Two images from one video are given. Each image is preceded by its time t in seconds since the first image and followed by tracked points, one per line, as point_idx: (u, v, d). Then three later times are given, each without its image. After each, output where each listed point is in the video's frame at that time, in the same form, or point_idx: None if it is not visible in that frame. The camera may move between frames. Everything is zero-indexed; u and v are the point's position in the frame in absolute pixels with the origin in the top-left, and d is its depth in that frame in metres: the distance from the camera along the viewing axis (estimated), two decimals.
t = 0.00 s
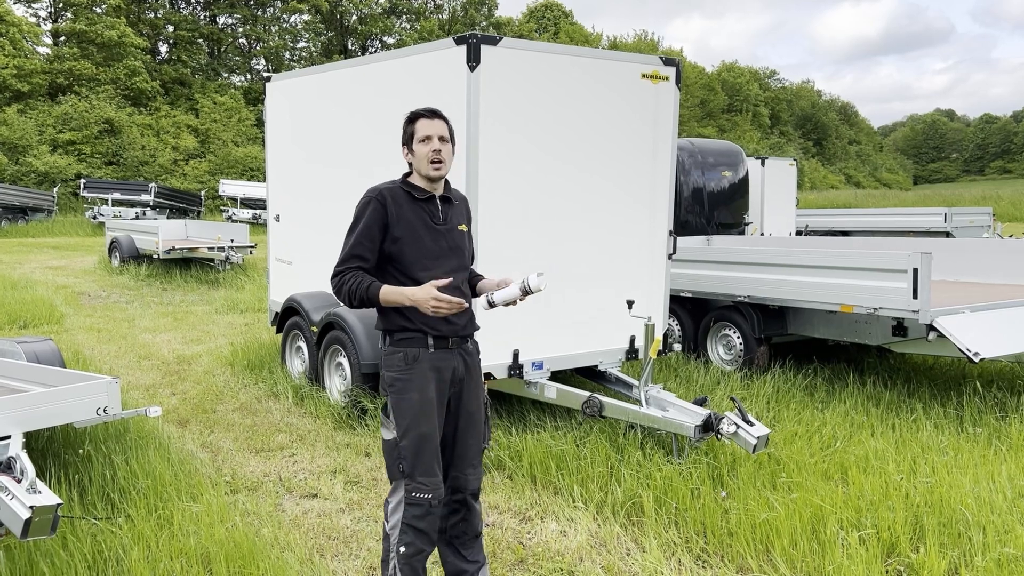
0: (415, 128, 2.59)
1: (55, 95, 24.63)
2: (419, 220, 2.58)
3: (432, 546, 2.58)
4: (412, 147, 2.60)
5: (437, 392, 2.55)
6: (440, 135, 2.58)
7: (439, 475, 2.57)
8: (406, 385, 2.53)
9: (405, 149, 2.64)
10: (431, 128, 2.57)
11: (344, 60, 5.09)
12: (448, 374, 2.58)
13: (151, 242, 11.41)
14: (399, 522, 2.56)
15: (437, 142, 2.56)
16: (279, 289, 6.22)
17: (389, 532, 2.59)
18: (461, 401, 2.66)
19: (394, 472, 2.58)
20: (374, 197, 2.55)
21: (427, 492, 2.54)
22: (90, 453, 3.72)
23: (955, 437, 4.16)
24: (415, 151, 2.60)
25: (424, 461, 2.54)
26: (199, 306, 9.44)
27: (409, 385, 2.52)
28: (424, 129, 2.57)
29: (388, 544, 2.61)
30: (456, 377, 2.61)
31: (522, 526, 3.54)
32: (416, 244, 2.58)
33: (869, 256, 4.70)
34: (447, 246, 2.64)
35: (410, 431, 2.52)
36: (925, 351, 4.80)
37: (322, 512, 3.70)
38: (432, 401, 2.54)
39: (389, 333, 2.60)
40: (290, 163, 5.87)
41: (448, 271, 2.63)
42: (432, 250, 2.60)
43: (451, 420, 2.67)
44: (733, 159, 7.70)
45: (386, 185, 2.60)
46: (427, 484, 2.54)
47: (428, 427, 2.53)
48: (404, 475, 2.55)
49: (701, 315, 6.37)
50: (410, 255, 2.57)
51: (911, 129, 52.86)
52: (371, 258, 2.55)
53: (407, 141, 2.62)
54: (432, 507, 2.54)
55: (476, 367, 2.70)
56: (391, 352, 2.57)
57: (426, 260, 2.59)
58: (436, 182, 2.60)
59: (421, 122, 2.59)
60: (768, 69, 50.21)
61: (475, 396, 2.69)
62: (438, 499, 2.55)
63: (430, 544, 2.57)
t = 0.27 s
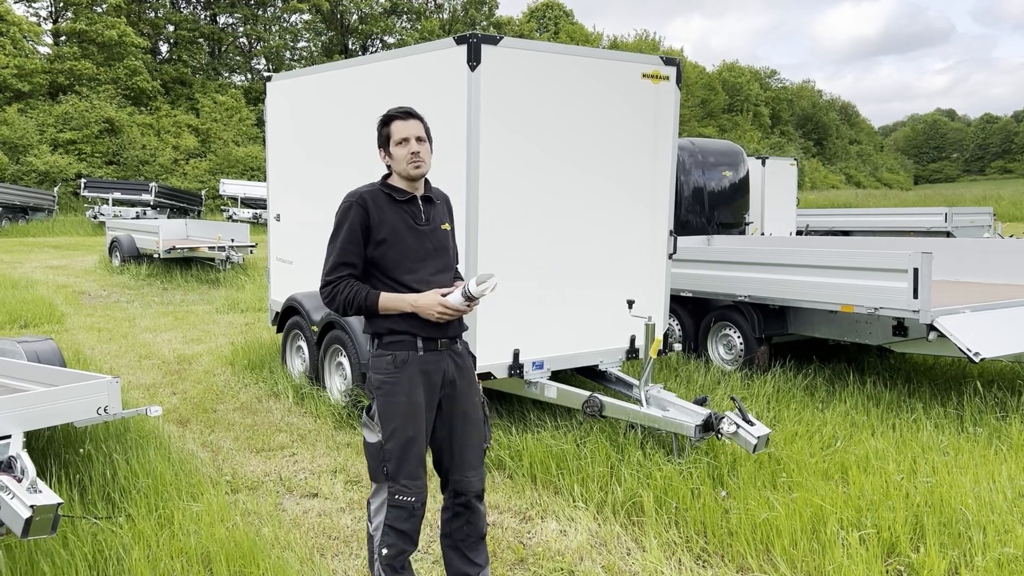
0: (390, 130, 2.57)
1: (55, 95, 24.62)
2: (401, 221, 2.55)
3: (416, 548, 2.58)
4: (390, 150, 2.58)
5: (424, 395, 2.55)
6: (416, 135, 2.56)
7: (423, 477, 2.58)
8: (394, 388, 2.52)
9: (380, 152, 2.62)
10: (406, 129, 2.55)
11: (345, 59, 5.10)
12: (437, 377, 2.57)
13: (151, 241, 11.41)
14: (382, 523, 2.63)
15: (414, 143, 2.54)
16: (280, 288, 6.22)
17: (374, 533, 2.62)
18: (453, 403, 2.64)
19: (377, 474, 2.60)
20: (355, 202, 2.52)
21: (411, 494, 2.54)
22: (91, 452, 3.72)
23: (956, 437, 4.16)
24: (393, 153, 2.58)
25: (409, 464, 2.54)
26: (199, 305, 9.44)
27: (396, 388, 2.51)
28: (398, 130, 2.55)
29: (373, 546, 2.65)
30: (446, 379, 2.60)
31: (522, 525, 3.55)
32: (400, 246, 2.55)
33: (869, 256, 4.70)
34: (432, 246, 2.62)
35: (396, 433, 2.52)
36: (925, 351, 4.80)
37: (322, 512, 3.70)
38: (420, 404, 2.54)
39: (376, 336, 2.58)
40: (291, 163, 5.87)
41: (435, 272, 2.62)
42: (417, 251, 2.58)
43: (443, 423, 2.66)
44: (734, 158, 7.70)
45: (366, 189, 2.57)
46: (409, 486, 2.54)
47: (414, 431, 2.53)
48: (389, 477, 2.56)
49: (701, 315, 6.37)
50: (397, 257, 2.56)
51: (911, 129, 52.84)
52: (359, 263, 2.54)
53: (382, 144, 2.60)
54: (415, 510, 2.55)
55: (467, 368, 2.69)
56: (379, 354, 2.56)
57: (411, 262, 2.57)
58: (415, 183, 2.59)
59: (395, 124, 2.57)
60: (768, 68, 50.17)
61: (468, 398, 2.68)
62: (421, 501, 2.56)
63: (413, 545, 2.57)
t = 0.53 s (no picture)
0: (390, 130, 2.56)
1: (56, 94, 24.64)
2: (389, 225, 2.56)
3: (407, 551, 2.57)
4: (388, 150, 2.56)
5: (416, 398, 2.55)
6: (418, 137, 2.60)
7: (413, 479, 2.57)
8: (385, 393, 2.52)
9: (372, 152, 2.57)
10: (407, 130, 2.58)
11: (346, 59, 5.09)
12: (427, 380, 2.59)
13: (152, 241, 11.41)
14: (373, 528, 2.55)
15: (416, 145, 2.59)
16: (280, 288, 6.22)
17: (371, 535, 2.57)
18: (444, 404, 2.66)
19: (367, 479, 2.56)
20: (343, 207, 2.49)
21: (402, 498, 2.54)
22: (92, 452, 3.72)
23: (956, 437, 4.16)
24: (392, 154, 2.57)
25: (400, 468, 2.54)
26: (200, 305, 9.44)
27: (388, 392, 2.52)
28: (402, 131, 2.57)
29: (363, 551, 2.59)
30: (436, 381, 2.62)
31: (522, 525, 3.55)
32: (389, 250, 2.56)
33: (870, 256, 4.70)
34: (417, 248, 2.64)
35: (387, 438, 2.52)
36: (926, 351, 4.80)
37: (323, 511, 3.71)
38: (412, 408, 2.55)
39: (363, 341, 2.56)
40: (292, 162, 5.87)
41: (421, 273, 2.64)
42: (404, 254, 2.60)
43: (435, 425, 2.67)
44: (734, 158, 7.70)
45: (351, 194, 2.54)
46: (400, 491, 2.54)
47: (407, 435, 2.53)
48: (378, 482, 2.55)
49: (702, 315, 6.37)
50: (385, 262, 2.56)
51: (912, 129, 52.83)
52: (349, 269, 2.51)
53: (378, 144, 2.56)
54: (405, 513, 2.55)
55: (455, 369, 2.71)
56: (369, 359, 2.56)
57: (399, 265, 2.58)
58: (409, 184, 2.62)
59: (396, 124, 2.57)
60: (769, 68, 50.18)
61: (458, 399, 2.70)
62: (413, 505, 2.56)
63: (405, 548, 2.56)
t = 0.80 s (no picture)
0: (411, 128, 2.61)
1: (57, 94, 24.65)
2: (387, 224, 2.57)
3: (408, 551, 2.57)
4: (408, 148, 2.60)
5: (414, 399, 2.57)
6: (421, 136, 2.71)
7: (412, 479, 2.58)
8: (386, 395, 2.52)
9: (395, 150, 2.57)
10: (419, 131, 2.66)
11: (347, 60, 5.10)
12: (423, 380, 2.61)
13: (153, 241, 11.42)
14: (373, 531, 2.56)
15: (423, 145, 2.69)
16: (281, 288, 6.22)
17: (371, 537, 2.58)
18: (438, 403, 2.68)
19: (367, 482, 2.56)
20: (346, 206, 2.48)
21: (402, 499, 2.55)
22: (93, 452, 3.73)
23: (956, 438, 4.16)
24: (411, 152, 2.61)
25: (401, 469, 2.54)
26: (201, 305, 9.45)
27: (389, 395, 2.52)
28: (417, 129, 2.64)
29: (364, 554, 2.59)
30: (432, 381, 2.65)
31: (522, 525, 3.55)
32: (389, 250, 2.57)
33: (870, 257, 4.70)
34: (412, 249, 2.67)
35: (387, 441, 2.52)
36: (926, 352, 4.80)
37: (323, 511, 3.71)
38: (412, 408, 2.56)
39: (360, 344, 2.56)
40: (292, 162, 5.87)
41: (416, 274, 2.67)
42: (401, 253, 2.62)
43: (429, 423, 2.69)
44: (735, 159, 7.70)
45: (352, 194, 2.53)
46: (400, 492, 2.54)
47: (406, 435, 2.54)
48: (378, 485, 2.55)
49: (702, 315, 6.37)
50: (384, 262, 2.57)
51: (913, 129, 52.82)
52: (351, 270, 2.50)
53: (400, 141, 2.57)
54: (405, 514, 2.55)
55: (446, 368, 2.75)
56: (367, 362, 2.55)
57: (396, 265, 2.59)
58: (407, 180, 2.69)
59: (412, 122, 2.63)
60: (770, 69, 50.20)
61: (451, 396, 2.73)
62: (413, 504, 2.57)
63: (406, 549, 2.57)
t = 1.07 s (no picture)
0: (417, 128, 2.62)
1: (58, 94, 24.66)
2: (391, 224, 2.58)
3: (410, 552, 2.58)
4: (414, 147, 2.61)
5: (419, 398, 2.57)
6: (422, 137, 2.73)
7: (417, 479, 2.59)
8: (394, 395, 2.52)
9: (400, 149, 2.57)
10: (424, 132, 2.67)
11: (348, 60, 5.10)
12: (427, 380, 2.62)
13: (154, 241, 11.43)
14: (378, 531, 2.58)
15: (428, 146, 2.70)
16: (282, 289, 6.23)
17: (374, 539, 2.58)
18: (438, 403, 2.69)
19: (373, 482, 2.56)
20: (353, 205, 2.49)
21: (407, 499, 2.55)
22: (94, 452, 3.73)
23: (956, 438, 4.16)
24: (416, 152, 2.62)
25: (407, 469, 2.55)
26: (201, 305, 9.45)
27: (397, 395, 2.52)
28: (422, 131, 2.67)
29: (367, 555, 2.61)
30: (433, 381, 2.66)
31: (523, 526, 3.55)
32: (394, 249, 2.58)
33: (871, 257, 4.70)
34: (414, 249, 2.69)
35: (394, 440, 2.51)
36: (926, 352, 4.80)
37: (324, 511, 3.71)
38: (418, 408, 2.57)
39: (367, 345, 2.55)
40: (294, 162, 5.88)
41: (419, 274, 2.69)
42: (405, 253, 2.63)
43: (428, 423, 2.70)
44: (736, 159, 7.70)
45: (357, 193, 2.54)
46: (406, 492, 2.54)
47: (413, 435, 2.54)
48: (384, 484, 2.55)
49: (703, 316, 6.38)
50: (390, 262, 2.58)
51: (914, 129, 52.78)
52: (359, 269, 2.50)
53: (407, 140, 2.58)
54: (409, 514, 2.55)
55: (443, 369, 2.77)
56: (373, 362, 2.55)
57: (401, 265, 2.60)
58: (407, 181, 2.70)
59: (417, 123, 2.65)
60: (770, 69, 50.20)
61: (449, 397, 2.75)
62: (417, 505, 2.57)
63: (409, 550, 2.57)
